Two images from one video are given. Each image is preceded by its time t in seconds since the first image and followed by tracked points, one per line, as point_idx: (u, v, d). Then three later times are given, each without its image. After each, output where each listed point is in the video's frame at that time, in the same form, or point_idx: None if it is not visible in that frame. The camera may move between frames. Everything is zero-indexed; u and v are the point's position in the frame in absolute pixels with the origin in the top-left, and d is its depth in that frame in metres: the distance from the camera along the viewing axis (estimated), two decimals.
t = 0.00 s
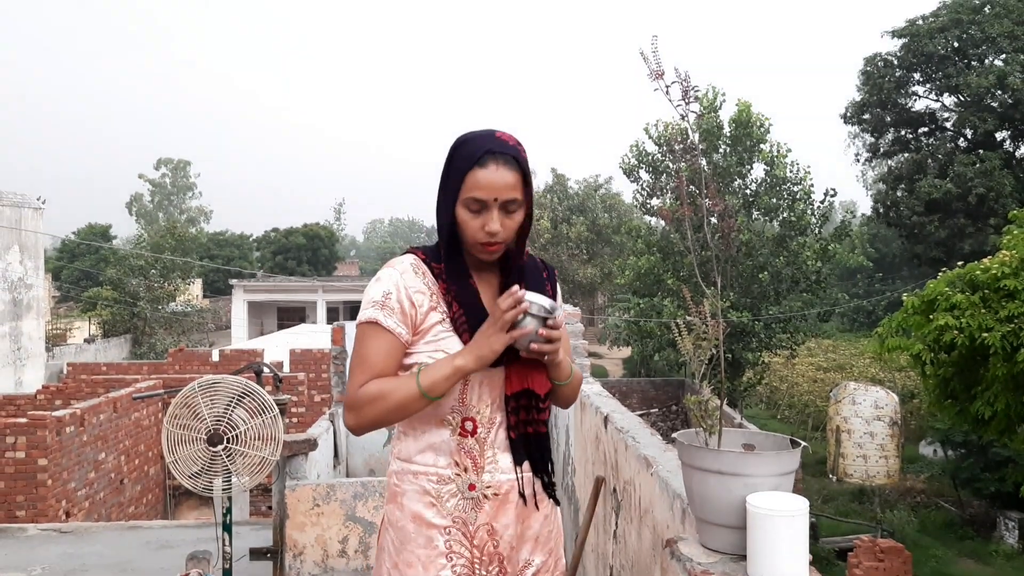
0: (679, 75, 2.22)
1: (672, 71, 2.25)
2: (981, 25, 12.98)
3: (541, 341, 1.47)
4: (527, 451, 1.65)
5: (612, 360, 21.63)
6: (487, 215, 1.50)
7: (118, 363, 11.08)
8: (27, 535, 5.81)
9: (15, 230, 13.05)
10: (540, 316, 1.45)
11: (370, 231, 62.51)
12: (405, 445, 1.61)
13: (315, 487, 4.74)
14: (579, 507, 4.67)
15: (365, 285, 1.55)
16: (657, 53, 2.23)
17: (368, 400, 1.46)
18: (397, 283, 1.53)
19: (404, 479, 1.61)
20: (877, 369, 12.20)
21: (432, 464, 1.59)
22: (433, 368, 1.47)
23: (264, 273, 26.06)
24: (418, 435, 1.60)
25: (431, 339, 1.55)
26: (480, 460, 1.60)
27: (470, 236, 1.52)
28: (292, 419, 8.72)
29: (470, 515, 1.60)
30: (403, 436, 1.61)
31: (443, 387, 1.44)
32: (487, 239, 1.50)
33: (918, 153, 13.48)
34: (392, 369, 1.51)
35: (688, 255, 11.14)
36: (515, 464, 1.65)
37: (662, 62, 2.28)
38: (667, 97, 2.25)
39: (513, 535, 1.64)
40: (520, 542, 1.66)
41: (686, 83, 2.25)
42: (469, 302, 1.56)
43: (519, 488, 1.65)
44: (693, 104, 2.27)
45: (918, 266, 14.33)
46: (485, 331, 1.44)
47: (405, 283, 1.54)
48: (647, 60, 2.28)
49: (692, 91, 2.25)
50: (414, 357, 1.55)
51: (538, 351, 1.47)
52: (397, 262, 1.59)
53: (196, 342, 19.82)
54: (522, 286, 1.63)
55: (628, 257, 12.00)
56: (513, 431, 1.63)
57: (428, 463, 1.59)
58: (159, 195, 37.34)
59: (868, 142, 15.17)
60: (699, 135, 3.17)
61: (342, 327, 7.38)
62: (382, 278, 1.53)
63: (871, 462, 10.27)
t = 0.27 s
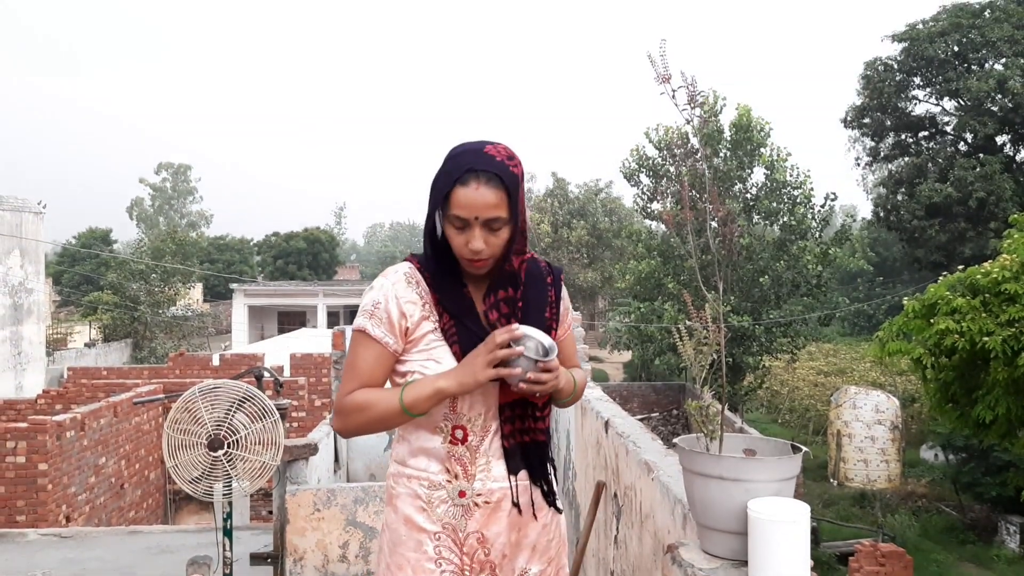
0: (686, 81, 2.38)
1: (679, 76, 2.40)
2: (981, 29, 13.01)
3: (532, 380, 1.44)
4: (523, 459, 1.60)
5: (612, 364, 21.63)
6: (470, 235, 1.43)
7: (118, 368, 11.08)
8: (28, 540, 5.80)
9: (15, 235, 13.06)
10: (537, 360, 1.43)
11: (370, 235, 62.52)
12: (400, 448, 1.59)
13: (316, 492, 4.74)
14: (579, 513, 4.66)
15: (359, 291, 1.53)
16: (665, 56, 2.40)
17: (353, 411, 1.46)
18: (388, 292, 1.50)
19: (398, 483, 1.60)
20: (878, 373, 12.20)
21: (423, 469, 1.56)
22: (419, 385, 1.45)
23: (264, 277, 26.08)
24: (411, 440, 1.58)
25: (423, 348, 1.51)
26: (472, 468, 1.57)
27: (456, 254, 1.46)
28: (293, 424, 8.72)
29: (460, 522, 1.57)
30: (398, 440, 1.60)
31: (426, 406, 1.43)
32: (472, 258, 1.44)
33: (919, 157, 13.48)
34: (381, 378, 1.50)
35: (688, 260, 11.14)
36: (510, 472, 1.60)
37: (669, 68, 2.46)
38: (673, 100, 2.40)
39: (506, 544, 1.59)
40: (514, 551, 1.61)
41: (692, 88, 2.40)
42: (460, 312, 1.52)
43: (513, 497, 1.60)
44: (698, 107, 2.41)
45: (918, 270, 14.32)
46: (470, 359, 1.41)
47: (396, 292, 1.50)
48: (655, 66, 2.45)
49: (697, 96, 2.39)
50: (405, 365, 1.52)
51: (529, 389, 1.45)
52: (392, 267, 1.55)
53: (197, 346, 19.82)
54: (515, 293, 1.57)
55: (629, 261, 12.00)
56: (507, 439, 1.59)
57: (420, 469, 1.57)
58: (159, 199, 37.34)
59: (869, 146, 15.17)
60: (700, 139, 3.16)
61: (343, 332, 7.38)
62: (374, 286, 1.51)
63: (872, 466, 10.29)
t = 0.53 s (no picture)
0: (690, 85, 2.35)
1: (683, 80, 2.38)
2: (981, 33, 13.04)
3: (503, 411, 1.40)
4: (503, 464, 1.52)
5: (612, 368, 21.64)
6: (436, 249, 1.36)
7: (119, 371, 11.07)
8: (28, 543, 5.80)
9: (16, 239, 13.06)
10: (505, 392, 1.39)
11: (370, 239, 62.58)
12: (379, 453, 1.53)
13: (316, 495, 4.73)
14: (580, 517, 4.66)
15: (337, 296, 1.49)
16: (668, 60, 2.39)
17: (323, 418, 1.44)
18: (363, 300, 1.45)
19: (378, 488, 1.53)
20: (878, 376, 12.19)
21: (402, 475, 1.49)
22: (387, 398, 1.40)
23: (265, 280, 26.10)
24: (390, 446, 1.51)
25: (398, 356, 1.45)
26: (452, 475, 1.48)
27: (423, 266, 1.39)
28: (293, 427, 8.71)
29: (440, 529, 1.49)
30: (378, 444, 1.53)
31: (392, 420, 1.38)
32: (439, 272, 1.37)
33: (919, 161, 13.49)
34: (356, 386, 1.46)
35: (689, 263, 11.12)
36: (492, 477, 1.51)
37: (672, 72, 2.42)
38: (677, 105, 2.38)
39: (489, 551, 1.51)
40: (499, 559, 1.53)
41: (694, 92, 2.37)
42: (431, 322, 1.45)
43: (496, 503, 1.52)
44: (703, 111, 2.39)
45: (918, 274, 14.32)
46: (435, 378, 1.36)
47: (371, 300, 1.45)
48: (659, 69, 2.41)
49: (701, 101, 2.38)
50: (380, 372, 1.47)
51: (502, 420, 1.41)
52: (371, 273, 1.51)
53: (197, 349, 19.82)
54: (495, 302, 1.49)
55: (629, 265, 12.00)
56: (489, 445, 1.50)
57: (398, 475, 1.49)
58: (160, 203, 37.37)
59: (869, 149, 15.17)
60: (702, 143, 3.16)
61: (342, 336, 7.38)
62: (351, 294, 1.47)
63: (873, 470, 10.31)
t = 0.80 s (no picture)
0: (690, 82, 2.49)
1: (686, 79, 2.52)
2: (982, 36, 13.08)
3: (459, 436, 1.39)
4: (470, 475, 1.49)
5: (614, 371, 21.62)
6: (389, 256, 1.35)
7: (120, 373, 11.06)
8: (29, 546, 5.80)
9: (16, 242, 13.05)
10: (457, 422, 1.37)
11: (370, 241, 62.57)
12: (349, 462, 1.53)
13: (316, 498, 4.73)
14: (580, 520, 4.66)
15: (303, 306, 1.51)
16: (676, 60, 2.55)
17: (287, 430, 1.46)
18: (323, 311, 1.46)
19: (348, 498, 1.52)
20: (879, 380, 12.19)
21: (369, 485, 1.48)
22: (347, 411, 1.41)
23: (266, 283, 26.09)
24: (358, 456, 1.51)
25: (361, 367, 1.46)
26: (419, 485, 1.47)
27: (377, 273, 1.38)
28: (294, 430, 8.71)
29: (407, 540, 1.48)
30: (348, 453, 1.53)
31: (351, 433, 1.39)
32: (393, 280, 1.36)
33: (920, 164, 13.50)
34: (321, 397, 1.48)
35: (690, 266, 11.12)
36: (461, 488, 1.49)
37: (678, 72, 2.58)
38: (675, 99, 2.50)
39: (457, 562, 1.49)
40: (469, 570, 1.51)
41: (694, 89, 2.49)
42: (390, 332, 1.44)
43: (465, 513, 1.50)
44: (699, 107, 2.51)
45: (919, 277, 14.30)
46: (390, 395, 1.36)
47: (332, 311, 1.45)
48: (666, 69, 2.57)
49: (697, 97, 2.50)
50: (345, 383, 1.48)
51: (459, 444, 1.40)
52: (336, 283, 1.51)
53: (198, 352, 19.80)
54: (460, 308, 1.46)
55: (630, 267, 12.00)
56: (456, 457, 1.48)
57: (366, 486, 1.49)
58: (161, 206, 37.31)
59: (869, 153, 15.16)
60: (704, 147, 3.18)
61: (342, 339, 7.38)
62: (314, 304, 1.47)
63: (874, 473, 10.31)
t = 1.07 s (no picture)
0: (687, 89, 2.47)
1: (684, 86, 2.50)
2: (984, 39, 13.10)
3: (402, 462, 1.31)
4: (427, 494, 1.42)
5: (616, 373, 21.62)
6: (340, 266, 1.31)
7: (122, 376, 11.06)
8: (31, 548, 5.81)
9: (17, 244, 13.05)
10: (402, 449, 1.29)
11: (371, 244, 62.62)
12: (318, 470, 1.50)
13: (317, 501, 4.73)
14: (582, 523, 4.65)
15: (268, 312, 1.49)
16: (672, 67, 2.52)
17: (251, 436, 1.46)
18: (282, 319, 1.43)
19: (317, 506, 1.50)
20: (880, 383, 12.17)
21: (331, 498, 1.44)
22: (302, 424, 1.38)
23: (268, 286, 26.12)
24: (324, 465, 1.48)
25: (320, 377, 1.43)
26: (376, 501, 1.42)
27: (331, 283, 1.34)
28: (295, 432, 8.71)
29: (366, 556, 1.43)
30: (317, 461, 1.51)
31: (304, 447, 1.37)
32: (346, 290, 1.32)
33: (922, 167, 13.49)
34: (283, 404, 1.46)
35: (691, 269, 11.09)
36: (419, 506, 1.42)
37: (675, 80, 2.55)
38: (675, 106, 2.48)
39: None
40: None
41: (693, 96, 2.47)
42: (346, 345, 1.40)
43: (423, 531, 1.43)
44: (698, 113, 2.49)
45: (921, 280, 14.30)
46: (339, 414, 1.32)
47: (290, 319, 1.43)
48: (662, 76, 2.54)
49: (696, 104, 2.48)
50: (307, 392, 1.45)
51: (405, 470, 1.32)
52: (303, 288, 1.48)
53: (200, 354, 19.82)
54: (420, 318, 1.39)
55: (631, 270, 11.98)
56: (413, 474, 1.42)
57: (329, 498, 1.45)
58: (162, 208, 37.34)
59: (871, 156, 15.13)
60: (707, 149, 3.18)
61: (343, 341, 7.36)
62: (275, 311, 1.45)
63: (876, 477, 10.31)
